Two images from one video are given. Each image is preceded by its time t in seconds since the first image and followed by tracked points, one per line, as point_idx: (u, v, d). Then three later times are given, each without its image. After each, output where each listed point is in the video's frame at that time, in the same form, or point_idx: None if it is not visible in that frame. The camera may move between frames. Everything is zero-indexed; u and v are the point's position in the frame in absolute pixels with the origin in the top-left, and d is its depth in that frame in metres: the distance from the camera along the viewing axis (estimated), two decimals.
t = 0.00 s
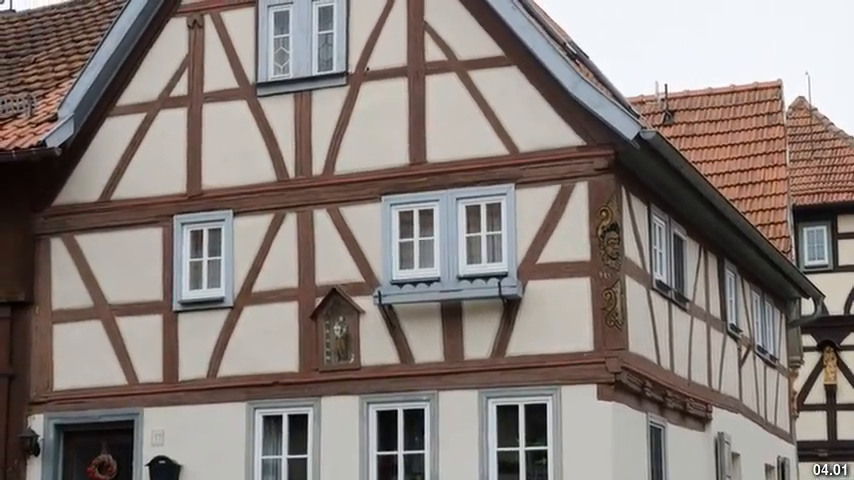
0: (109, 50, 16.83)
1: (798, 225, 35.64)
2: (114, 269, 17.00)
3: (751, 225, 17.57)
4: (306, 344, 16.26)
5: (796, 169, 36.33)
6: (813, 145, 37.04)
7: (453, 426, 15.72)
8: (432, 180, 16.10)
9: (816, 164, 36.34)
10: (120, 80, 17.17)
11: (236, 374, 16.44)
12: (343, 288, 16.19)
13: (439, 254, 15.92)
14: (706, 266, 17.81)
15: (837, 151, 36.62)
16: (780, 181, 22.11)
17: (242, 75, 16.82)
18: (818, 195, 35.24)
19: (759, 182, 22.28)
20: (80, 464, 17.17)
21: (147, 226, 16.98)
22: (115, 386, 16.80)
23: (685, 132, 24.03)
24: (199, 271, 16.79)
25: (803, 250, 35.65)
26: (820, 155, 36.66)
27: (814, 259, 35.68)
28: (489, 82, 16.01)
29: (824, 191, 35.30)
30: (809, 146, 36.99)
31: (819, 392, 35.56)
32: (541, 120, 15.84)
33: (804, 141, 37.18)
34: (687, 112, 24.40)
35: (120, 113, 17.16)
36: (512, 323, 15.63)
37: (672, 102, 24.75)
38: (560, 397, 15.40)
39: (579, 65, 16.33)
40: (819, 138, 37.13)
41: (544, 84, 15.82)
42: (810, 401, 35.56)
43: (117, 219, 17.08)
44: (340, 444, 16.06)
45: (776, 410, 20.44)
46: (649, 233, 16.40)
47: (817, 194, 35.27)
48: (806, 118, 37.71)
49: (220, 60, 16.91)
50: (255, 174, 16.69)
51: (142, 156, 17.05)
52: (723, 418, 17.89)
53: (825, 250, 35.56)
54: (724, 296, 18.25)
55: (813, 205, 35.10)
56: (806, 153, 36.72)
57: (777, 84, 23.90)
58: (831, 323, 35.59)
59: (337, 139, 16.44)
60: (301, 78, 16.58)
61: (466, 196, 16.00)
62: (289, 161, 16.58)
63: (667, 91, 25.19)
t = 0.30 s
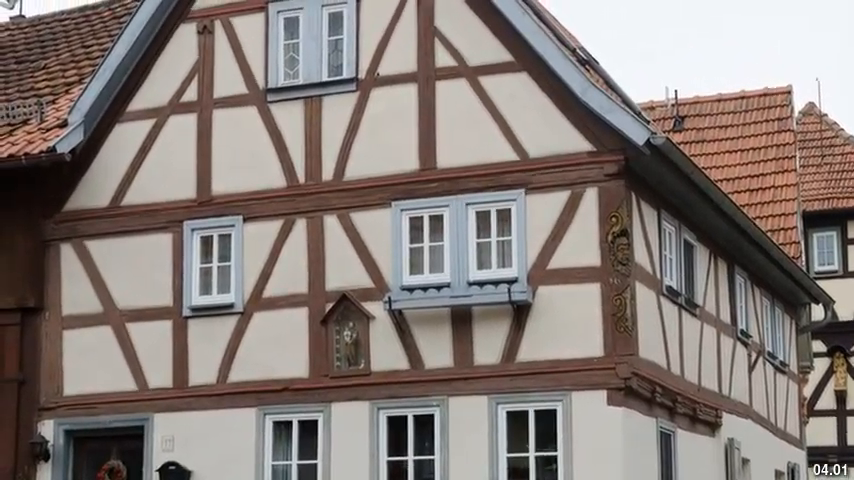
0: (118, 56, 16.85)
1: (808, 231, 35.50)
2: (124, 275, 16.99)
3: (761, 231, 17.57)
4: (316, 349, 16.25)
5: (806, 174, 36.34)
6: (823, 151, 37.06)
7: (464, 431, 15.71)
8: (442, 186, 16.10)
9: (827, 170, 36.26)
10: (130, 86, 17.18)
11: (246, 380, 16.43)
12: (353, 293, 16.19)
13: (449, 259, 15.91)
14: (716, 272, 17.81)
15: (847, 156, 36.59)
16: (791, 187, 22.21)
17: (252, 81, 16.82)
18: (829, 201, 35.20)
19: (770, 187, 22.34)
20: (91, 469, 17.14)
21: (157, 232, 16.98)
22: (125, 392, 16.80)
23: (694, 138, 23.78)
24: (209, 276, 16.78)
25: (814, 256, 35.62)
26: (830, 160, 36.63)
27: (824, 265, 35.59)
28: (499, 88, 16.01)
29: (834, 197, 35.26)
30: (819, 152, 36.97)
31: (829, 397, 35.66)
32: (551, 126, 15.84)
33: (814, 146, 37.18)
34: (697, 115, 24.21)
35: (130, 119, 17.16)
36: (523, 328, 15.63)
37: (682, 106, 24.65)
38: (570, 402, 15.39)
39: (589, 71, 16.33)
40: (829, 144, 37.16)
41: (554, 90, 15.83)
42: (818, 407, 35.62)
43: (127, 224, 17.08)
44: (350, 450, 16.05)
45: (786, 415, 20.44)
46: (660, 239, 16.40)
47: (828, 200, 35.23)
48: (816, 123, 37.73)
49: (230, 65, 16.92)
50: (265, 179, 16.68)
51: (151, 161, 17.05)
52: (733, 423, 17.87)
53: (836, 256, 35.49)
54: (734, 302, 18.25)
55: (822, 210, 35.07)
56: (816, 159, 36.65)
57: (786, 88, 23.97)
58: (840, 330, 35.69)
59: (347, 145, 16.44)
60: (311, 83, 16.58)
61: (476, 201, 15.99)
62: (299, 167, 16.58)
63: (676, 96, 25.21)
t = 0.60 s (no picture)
0: (130, 62, 16.86)
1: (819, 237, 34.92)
2: (135, 281, 17.00)
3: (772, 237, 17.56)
4: (328, 355, 16.25)
5: (817, 180, 35.38)
6: (834, 158, 35.87)
7: (475, 438, 15.71)
8: (453, 192, 16.10)
9: (837, 177, 35.14)
10: (141, 91, 17.19)
11: (257, 386, 16.43)
12: (364, 299, 16.19)
13: (460, 265, 15.92)
14: (728, 278, 17.81)
15: None
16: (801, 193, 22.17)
17: (263, 87, 16.83)
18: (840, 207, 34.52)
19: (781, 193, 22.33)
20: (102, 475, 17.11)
21: (169, 238, 16.99)
22: (136, 398, 16.80)
23: (705, 144, 23.96)
24: (220, 282, 16.78)
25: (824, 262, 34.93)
26: (841, 168, 35.37)
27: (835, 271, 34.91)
28: (511, 94, 16.01)
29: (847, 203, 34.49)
30: (830, 160, 35.74)
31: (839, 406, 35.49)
32: (562, 133, 15.85)
33: (825, 153, 36.07)
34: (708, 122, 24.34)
35: (141, 125, 17.17)
36: (534, 335, 15.62)
37: (693, 114, 24.81)
38: (582, 409, 15.38)
39: (600, 77, 16.33)
40: (840, 150, 36.02)
41: (565, 96, 15.83)
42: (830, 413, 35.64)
43: (138, 230, 17.08)
44: (361, 456, 16.04)
45: (797, 421, 20.41)
46: (671, 246, 16.40)
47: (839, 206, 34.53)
48: (826, 128, 36.32)
49: (241, 71, 16.93)
50: (276, 185, 16.69)
51: (163, 167, 17.06)
52: (744, 430, 17.86)
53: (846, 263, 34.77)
54: (745, 307, 18.25)
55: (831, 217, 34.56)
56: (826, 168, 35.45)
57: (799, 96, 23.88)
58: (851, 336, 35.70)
59: (358, 151, 16.45)
60: (322, 89, 16.58)
61: (487, 207, 15.99)
62: (310, 173, 16.58)
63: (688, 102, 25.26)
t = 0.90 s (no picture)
0: (140, 68, 16.88)
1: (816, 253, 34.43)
2: (145, 287, 17.00)
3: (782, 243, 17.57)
4: (338, 361, 16.26)
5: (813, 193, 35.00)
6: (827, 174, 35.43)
7: (485, 443, 15.71)
8: (463, 198, 16.09)
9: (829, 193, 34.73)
10: (152, 97, 17.20)
11: (267, 392, 16.43)
12: (374, 305, 16.21)
13: (470, 271, 15.91)
14: (738, 284, 17.83)
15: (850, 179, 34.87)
16: (812, 199, 22.23)
17: (273, 93, 16.84)
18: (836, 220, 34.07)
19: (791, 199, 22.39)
20: None
21: (179, 244, 16.99)
22: (146, 404, 16.79)
23: (714, 149, 23.85)
24: (230, 288, 16.78)
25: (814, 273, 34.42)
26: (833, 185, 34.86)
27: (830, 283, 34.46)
28: (521, 100, 16.01)
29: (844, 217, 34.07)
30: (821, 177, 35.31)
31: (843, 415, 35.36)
32: (573, 139, 15.84)
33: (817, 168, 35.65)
34: (717, 127, 24.32)
35: (151, 131, 17.17)
36: (544, 341, 15.62)
37: (702, 118, 24.77)
38: (592, 414, 15.38)
39: (610, 83, 16.35)
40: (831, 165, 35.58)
41: (575, 102, 15.83)
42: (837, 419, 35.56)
43: (149, 236, 17.09)
44: (371, 462, 16.04)
45: (807, 426, 20.40)
46: (681, 252, 16.40)
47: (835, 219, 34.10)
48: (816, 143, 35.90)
49: (251, 77, 16.93)
50: (286, 191, 16.69)
51: (173, 173, 17.07)
52: (754, 435, 17.86)
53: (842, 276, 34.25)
54: (755, 313, 18.26)
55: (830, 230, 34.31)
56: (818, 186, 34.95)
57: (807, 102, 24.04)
58: None
59: (368, 157, 16.44)
60: (332, 95, 16.58)
61: (497, 213, 15.99)
62: (320, 179, 16.59)
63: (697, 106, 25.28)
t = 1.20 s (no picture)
0: (151, 73, 16.90)
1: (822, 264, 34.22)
2: (156, 293, 17.00)
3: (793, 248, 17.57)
4: (349, 367, 16.25)
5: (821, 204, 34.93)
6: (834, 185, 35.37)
7: (496, 449, 15.70)
8: (474, 204, 16.09)
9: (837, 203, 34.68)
10: (163, 102, 17.21)
11: (278, 398, 16.43)
12: (386, 311, 16.19)
13: (481, 277, 15.92)
14: (749, 291, 17.84)
15: None
16: (824, 206, 22.26)
17: (285, 100, 16.84)
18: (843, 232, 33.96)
19: (802, 205, 22.40)
20: None
21: (190, 250, 16.99)
22: (157, 410, 16.79)
23: (725, 155, 24.04)
24: (241, 294, 16.78)
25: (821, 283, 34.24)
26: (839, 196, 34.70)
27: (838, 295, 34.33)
28: (532, 106, 16.01)
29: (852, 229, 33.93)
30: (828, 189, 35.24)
31: None
32: (584, 145, 15.84)
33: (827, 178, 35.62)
34: (729, 133, 24.49)
35: (162, 137, 17.18)
36: (555, 347, 15.61)
37: (714, 124, 24.93)
38: (603, 421, 15.38)
39: (622, 88, 16.36)
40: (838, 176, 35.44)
41: (586, 108, 15.83)
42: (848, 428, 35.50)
43: (160, 242, 17.09)
44: (382, 468, 16.03)
45: (818, 432, 20.38)
46: (692, 258, 16.40)
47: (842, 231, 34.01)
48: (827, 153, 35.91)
49: (263, 83, 16.93)
50: (297, 197, 16.69)
51: (184, 179, 17.08)
52: (766, 440, 17.85)
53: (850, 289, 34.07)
54: (766, 319, 18.26)
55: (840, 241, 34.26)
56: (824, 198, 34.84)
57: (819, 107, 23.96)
58: None
59: (379, 163, 16.44)
60: (343, 101, 16.59)
61: (508, 219, 15.99)
62: (331, 185, 16.59)
63: (708, 112, 25.37)
